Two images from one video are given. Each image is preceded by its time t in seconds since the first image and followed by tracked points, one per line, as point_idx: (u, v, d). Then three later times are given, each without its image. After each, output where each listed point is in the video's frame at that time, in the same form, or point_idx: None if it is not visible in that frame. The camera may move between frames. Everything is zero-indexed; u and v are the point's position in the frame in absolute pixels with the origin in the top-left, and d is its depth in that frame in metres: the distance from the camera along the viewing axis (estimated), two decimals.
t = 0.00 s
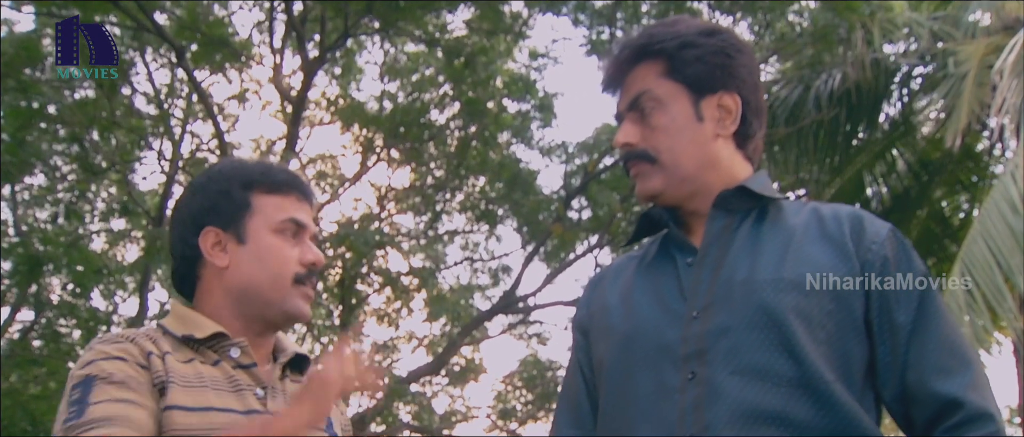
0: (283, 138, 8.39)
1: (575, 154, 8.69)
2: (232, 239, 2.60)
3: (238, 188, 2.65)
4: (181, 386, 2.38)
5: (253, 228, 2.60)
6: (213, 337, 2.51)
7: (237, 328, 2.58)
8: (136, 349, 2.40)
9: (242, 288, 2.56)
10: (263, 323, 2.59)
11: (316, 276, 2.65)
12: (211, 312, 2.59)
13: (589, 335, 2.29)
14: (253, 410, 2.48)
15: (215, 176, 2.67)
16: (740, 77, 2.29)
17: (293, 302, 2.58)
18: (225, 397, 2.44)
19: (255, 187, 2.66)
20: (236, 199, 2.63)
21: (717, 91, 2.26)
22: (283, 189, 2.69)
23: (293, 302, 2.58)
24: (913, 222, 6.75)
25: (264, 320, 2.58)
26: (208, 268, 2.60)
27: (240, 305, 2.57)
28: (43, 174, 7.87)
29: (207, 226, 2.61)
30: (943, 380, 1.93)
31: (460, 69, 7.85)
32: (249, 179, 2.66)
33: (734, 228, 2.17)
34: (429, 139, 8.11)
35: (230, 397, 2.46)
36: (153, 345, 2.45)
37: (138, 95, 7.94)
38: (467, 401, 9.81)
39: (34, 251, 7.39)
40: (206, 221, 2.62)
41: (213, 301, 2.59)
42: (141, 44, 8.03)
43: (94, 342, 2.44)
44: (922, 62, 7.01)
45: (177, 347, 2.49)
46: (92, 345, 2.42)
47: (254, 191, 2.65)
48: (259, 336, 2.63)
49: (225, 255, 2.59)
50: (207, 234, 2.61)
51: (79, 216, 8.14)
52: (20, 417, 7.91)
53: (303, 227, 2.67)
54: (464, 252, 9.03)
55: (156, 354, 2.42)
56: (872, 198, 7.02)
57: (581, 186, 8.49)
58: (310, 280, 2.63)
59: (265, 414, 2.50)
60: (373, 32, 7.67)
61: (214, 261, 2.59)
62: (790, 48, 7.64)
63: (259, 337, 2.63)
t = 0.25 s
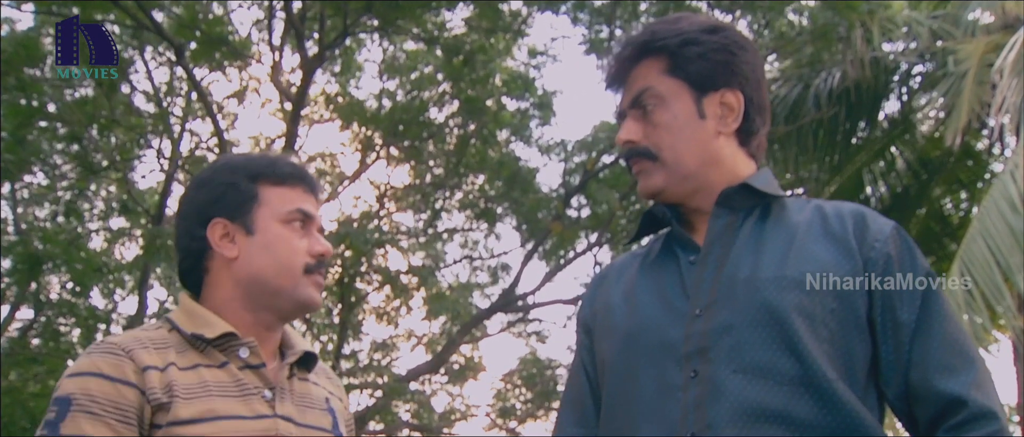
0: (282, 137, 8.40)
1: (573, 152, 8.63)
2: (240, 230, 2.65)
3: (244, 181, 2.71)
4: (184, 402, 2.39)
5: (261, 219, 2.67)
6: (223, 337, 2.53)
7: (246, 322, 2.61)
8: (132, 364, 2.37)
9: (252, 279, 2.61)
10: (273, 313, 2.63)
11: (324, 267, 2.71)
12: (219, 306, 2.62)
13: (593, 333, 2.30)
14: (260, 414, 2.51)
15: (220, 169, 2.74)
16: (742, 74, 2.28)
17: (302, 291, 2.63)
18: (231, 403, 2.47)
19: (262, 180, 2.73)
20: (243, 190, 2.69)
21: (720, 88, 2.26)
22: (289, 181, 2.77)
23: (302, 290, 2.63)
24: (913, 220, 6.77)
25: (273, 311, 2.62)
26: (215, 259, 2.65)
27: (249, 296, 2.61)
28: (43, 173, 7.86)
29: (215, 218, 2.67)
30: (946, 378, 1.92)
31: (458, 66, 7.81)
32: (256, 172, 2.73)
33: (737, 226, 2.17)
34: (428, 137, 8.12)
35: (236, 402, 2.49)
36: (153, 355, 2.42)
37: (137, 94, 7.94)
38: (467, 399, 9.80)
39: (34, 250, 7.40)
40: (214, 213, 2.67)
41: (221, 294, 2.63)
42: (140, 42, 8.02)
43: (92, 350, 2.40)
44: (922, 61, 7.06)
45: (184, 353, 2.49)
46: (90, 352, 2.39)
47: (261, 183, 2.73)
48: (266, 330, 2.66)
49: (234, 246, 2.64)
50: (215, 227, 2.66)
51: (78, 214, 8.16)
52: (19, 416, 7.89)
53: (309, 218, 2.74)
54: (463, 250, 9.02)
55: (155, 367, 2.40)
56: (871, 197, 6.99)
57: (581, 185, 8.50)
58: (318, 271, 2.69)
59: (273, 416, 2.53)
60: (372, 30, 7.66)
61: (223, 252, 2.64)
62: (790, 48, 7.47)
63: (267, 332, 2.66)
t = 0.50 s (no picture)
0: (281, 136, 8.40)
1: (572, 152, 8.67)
2: (256, 232, 2.68)
3: (261, 184, 2.75)
4: (192, 410, 2.41)
5: (277, 221, 2.69)
6: (238, 344, 2.55)
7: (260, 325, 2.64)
8: (139, 375, 2.40)
9: (267, 281, 2.63)
10: (288, 315, 2.65)
11: (341, 269, 2.72)
12: (235, 308, 2.65)
13: (595, 333, 2.30)
14: (271, 424, 2.52)
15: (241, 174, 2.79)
16: (743, 73, 2.27)
17: (317, 293, 2.64)
18: (240, 414, 2.48)
19: (279, 183, 2.76)
20: (260, 192, 2.73)
21: (721, 88, 2.25)
22: (306, 184, 2.80)
23: (317, 293, 2.64)
24: (912, 220, 6.76)
25: (289, 313, 2.64)
26: (233, 262, 2.68)
27: (265, 299, 2.63)
28: (43, 173, 7.82)
29: (232, 220, 2.71)
30: (946, 378, 1.92)
31: (457, 66, 7.85)
32: (274, 175, 2.77)
33: (738, 226, 2.17)
34: (427, 137, 8.10)
35: (246, 412, 2.50)
36: (162, 364, 2.45)
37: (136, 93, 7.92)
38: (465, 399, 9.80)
39: (34, 250, 7.41)
40: (231, 215, 2.71)
41: (238, 296, 2.66)
42: (139, 42, 8.02)
43: (102, 354, 2.44)
44: (920, 61, 7.08)
45: (196, 361, 2.51)
46: (100, 356, 2.43)
47: (279, 186, 2.76)
48: (281, 333, 2.68)
49: (250, 248, 2.67)
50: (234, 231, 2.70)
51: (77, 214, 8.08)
52: (18, 415, 7.88)
53: (326, 221, 2.75)
54: (462, 249, 9.02)
55: (162, 376, 2.43)
56: (870, 197, 6.93)
57: (579, 185, 8.55)
58: (335, 273, 2.70)
59: (284, 426, 2.54)
60: (371, 29, 7.65)
61: (239, 254, 2.67)
62: (788, 47, 7.62)
63: (282, 335, 2.68)
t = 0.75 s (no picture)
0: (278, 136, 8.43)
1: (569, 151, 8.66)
2: (277, 256, 2.64)
3: (284, 210, 2.72)
4: (224, 427, 2.33)
5: (299, 246, 2.65)
6: (262, 365, 2.48)
7: (280, 347, 2.58)
8: (172, 388, 2.32)
9: (288, 304, 2.58)
10: (307, 338, 2.60)
11: (358, 297, 2.69)
12: (254, 330, 2.59)
13: (598, 335, 2.30)
14: None
15: (266, 203, 2.76)
16: (740, 73, 2.26)
17: (336, 317, 2.60)
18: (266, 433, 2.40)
19: (300, 210, 2.74)
20: (282, 218, 2.70)
21: (717, 88, 2.25)
22: (328, 213, 2.77)
23: (336, 317, 2.60)
24: (908, 221, 6.75)
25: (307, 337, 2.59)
26: (253, 284, 2.63)
27: (285, 322, 2.58)
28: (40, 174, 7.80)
29: (253, 244, 2.67)
30: (943, 378, 1.88)
31: (455, 65, 7.77)
32: (296, 202, 2.74)
33: (736, 226, 2.16)
34: (424, 137, 8.10)
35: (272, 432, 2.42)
36: (192, 378, 2.37)
37: (133, 92, 7.90)
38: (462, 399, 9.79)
39: (29, 249, 7.43)
40: (252, 240, 2.67)
41: (258, 318, 2.60)
42: (136, 41, 8.01)
43: (133, 367, 2.36)
44: (917, 62, 7.07)
45: (222, 378, 2.43)
46: (132, 369, 2.35)
47: (300, 213, 2.73)
48: (298, 358, 2.62)
49: (271, 271, 2.63)
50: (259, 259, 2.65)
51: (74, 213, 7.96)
52: (14, 415, 7.92)
53: (344, 249, 2.73)
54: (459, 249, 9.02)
55: (193, 390, 2.35)
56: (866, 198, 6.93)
57: (577, 185, 8.53)
58: (352, 300, 2.67)
59: None
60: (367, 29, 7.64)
61: (260, 277, 2.63)
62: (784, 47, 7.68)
63: (298, 359, 2.62)
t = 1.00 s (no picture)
0: (272, 135, 8.43)
1: (563, 151, 8.54)
2: (322, 323, 2.48)
3: (330, 282, 2.57)
4: None
5: (341, 319, 2.51)
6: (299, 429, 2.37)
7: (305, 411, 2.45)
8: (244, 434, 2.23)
9: (326, 374, 2.45)
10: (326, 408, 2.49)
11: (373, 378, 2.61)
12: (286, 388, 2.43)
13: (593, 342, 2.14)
14: None
15: (308, 273, 2.61)
16: (725, 71, 2.03)
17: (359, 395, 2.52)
18: None
19: (342, 283, 2.60)
20: (330, 289, 2.55)
21: (700, 89, 2.02)
22: (364, 291, 2.65)
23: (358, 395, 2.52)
24: (902, 221, 6.76)
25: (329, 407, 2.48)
26: (290, 344, 2.46)
27: (316, 390, 2.45)
28: (34, 172, 7.73)
29: (299, 306, 2.49)
30: (930, 374, 1.70)
31: (450, 66, 7.84)
32: (340, 275, 2.60)
33: (727, 225, 1.96)
34: (419, 136, 8.11)
35: None
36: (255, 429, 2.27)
37: (127, 91, 7.89)
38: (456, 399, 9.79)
39: (23, 247, 7.31)
40: (298, 301, 2.49)
41: (289, 378, 2.44)
42: (131, 40, 8.00)
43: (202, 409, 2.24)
44: (911, 63, 7.05)
45: None
46: (201, 412, 2.23)
47: (344, 287, 2.59)
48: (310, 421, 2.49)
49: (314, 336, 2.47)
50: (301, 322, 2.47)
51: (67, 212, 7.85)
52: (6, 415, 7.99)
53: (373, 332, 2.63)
54: (453, 249, 9.01)
55: None
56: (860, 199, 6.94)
57: (570, 185, 8.51)
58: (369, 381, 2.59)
59: None
60: (363, 29, 7.64)
61: (303, 340, 2.45)
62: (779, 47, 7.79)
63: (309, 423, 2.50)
